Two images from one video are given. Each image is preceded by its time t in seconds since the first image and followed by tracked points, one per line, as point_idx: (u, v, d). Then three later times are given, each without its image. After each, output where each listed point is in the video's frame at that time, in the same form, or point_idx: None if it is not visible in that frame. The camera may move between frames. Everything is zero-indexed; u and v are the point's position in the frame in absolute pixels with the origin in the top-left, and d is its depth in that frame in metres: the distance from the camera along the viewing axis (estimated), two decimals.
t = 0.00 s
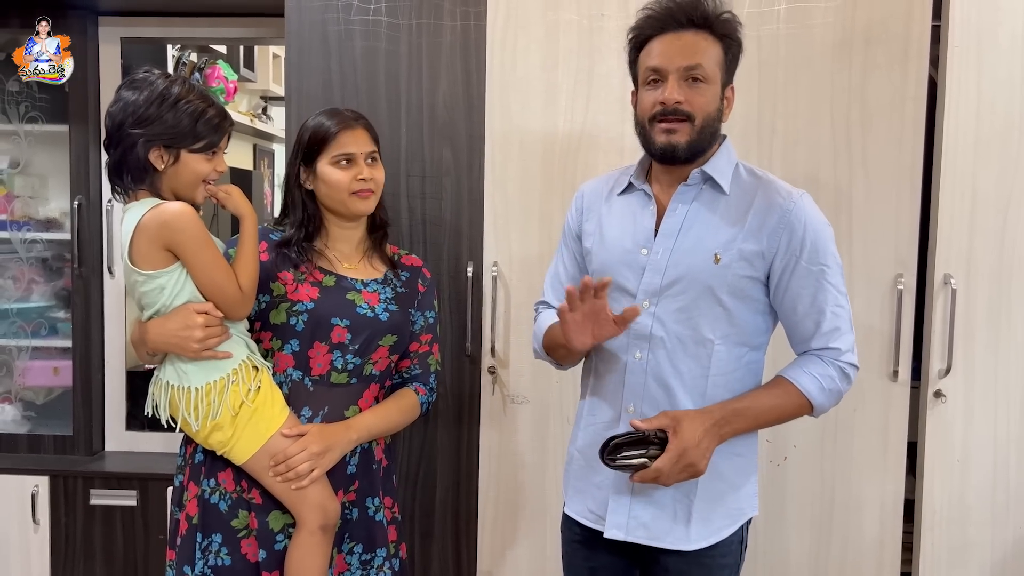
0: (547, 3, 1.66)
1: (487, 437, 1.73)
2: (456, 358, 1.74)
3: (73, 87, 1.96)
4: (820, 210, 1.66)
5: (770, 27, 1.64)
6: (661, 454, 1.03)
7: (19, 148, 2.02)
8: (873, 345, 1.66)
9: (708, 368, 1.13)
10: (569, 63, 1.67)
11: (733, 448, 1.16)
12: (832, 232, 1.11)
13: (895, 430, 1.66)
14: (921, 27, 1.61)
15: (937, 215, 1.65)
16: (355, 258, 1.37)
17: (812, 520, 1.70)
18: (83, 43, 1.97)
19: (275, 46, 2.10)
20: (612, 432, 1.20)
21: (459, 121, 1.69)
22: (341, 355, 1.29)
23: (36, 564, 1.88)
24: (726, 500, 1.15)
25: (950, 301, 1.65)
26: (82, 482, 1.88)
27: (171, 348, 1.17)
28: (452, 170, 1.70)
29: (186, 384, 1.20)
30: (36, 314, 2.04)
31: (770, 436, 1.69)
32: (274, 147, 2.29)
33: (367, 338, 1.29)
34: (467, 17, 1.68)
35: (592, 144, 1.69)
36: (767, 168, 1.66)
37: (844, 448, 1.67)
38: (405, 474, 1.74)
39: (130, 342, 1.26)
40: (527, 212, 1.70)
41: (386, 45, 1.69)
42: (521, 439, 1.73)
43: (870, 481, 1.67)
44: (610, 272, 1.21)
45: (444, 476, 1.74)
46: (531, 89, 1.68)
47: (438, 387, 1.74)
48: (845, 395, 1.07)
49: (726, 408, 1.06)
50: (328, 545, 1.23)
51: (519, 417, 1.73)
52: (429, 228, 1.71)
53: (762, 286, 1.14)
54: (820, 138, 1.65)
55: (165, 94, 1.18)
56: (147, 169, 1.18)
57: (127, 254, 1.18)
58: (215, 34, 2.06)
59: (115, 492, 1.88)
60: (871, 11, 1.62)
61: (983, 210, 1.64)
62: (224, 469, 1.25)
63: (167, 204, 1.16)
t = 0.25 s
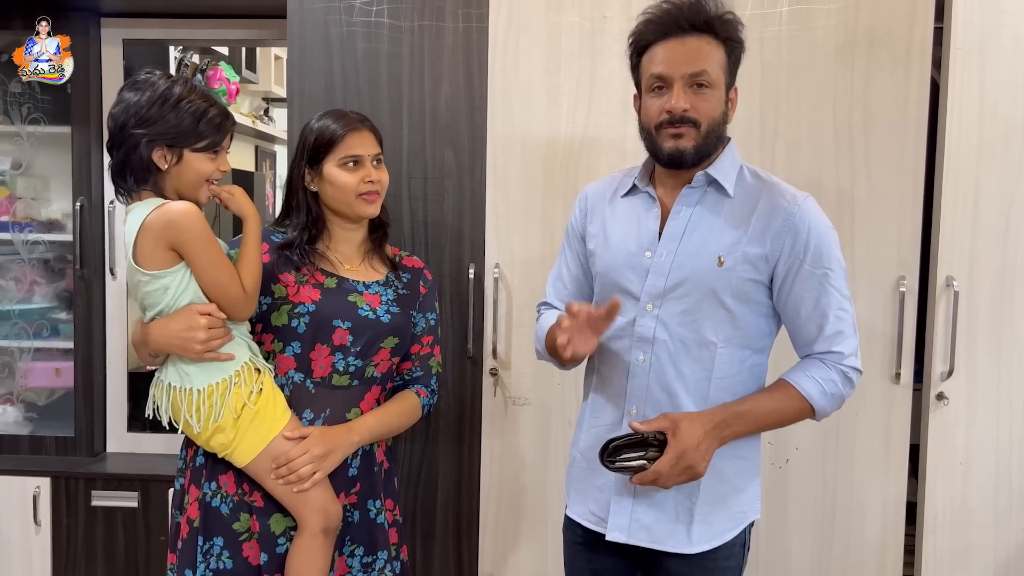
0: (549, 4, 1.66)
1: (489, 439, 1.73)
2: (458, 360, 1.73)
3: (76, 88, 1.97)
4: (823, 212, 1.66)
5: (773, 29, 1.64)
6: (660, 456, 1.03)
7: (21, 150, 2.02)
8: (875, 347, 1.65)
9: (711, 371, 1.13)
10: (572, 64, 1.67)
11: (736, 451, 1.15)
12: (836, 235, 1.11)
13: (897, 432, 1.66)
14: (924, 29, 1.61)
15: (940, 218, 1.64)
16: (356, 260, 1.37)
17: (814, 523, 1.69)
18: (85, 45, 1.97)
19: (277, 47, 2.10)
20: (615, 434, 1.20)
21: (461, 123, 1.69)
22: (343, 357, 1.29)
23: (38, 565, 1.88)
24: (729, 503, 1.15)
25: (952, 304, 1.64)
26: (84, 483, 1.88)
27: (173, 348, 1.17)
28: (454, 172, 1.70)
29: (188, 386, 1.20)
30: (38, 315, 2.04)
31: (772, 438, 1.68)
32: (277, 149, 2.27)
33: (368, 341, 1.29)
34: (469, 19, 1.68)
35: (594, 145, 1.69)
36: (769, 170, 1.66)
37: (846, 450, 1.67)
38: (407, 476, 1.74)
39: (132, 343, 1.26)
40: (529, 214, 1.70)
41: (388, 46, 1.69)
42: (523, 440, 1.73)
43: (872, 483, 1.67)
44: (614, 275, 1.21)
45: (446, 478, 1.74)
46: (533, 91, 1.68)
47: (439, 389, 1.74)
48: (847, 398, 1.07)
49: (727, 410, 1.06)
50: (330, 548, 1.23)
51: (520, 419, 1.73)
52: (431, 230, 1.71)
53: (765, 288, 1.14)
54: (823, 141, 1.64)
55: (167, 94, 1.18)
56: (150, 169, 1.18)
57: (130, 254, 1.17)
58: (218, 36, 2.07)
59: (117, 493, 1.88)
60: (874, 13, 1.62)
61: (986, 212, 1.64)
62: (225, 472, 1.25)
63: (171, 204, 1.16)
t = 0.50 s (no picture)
0: (551, 7, 1.67)
1: (490, 441, 1.73)
2: (460, 362, 1.73)
3: (79, 90, 1.97)
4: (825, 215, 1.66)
5: (775, 31, 1.64)
6: (667, 465, 1.02)
7: (24, 152, 2.03)
8: (877, 350, 1.65)
9: (714, 374, 1.13)
10: (573, 67, 1.67)
11: (740, 454, 1.15)
12: (838, 238, 1.11)
13: (899, 435, 1.66)
14: (926, 32, 1.61)
15: (941, 220, 1.64)
16: (358, 263, 1.37)
17: (816, 526, 1.69)
18: (88, 47, 1.98)
19: (279, 49, 2.10)
20: (619, 438, 1.20)
21: (463, 125, 1.70)
22: (345, 360, 1.29)
23: (40, 566, 1.88)
24: (732, 505, 1.15)
25: (954, 306, 1.64)
26: (86, 485, 1.88)
27: (176, 349, 1.17)
28: (456, 174, 1.70)
29: (191, 388, 1.20)
30: (41, 317, 2.04)
31: (773, 441, 1.68)
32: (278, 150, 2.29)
33: (370, 343, 1.29)
34: (471, 22, 1.68)
35: (596, 148, 1.69)
36: (771, 173, 1.66)
37: (848, 453, 1.67)
38: (409, 478, 1.74)
39: (134, 344, 1.27)
40: (530, 216, 1.70)
41: (391, 49, 1.69)
42: (524, 443, 1.73)
43: (874, 486, 1.67)
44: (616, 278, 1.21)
45: (447, 480, 1.74)
46: (535, 93, 1.68)
47: (441, 392, 1.74)
48: (851, 401, 1.07)
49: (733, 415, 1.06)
50: (333, 551, 1.23)
51: (522, 421, 1.73)
52: (433, 232, 1.71)
53: (768, 291, 1.14)
54: (825, 144, 1.65)
55: (175, 94, 1.18)
56: (158, 168, 1.18)
57: (136, 255, 1.17)
58: (221, 38, 2.06)
59: (118, 495, 1.88)
60: (876, 16, 1.62)
61: (988, 215, 1.64)
62: (226, 475, 1.25)
63: (178, 205, 1.16)
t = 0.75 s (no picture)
0: (553, 10, 1.67)
1: (492, 444, 1.73)
2: (462, 365, 1.74)
3: (83, 94, 1.98)
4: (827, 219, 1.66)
5: (776, 35, 1.64)
6: (666, 466, 1.03)
7: (28, 155, 2.03)
8: (879, 354, 1.65)
9: (716, 378, 1.13)
10: (576, 70, 1.68)
11: (741, 457, 1.15)
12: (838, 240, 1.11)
13: (902, 439, 1.65)
14: (928, 35, 1.61)
15: (944, 224, 1.64)
16: (362, 267, 1.37)
17: (818, 529, 1.69)
18: (92, 50, 1.98)
19: (282, 53, 2.11)
20: (621, 442, 1.19)
21: (466, 129, 1.70)
22: (348, 365, 1.29)
23: (42, 569, 1.88)
24: (734, 509, 1.15)
25: (956, 310, 1.64)
26: (88, 488, 1.88)
27: (183, 354, 1.17)
28: (458, 177, 1.70)
29: (196, 392, 1.21)
30: (44, 319, 2.05)
31: (775, 445, 1.68)
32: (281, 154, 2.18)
33: (374, 348, 1.30)
34: (474, 25, 1.69)
35: (598, 151, 1.69)
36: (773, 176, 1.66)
37: (850, 457, 1.67)
38: (411, 482, 1.74)
39: (139, 347, 1.27)
40: (533, 219, 1.70)
41: (393, 53, 1.69)
42: (526, 446, 1.73)
43: (876, 490, 1.67)
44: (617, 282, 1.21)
45: (449, 483, 1.74)
46: (537, 97, 1.68)
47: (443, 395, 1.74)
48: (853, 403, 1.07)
49: (737, 418, 1.06)
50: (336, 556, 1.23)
51: (524, 424, 1.73)
52: (435, 235, 1.71)
53: (769, 294, 1.14)
54: (827, 148, 1.65)
55: (186, 98, 1.18)
56: (168, 171, 1.19)
57: (144, 260, 1.18)
58: (224, 42, 2.08)
59: (121, 497, 1.88)
60: (878, 20, 1.62)
61: (990, 219, 1.64)
62: (230, 480, 1.25)
63: (188, 211, 1.17)
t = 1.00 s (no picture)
0: (558, 17, 1.68)
1: (496, 449, 1.73)
2: (465, 370, 1.74)
3: (89, 99, 1.99)
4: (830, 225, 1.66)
5: (780, 42, 1.65)
6: (664, 465, 1.03)
7: (33, 159, 2.04)
8: (883, 360, 1.65)
9: (718, 383, 1.13)
10: (580, 77, 1.68)
11: (743, 462, 1.15)
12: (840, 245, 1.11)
13: (905, 445, 1.66)
14: (931, 43, 1.62)
15: (947, 230, 1.65)
16: (370, 274, 1.37)
17: (822, 535, 1.69)
18: (98, 55, 1.99)
19: (286, 58, 2.13)
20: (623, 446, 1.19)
21: (470, 135, 1.70)
22: (357, 371, 1.30)
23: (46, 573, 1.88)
24: (735, 515, 1.15)
25: (960, 316, 1.65)
26: (92, 492, 1.89)
27: (194, 360, 1.18)
28: (462, 183, 1.71)
29: (206, 397, 1.21)
30: (49, 323, 2.05)
31: (779, 450, 1.69)
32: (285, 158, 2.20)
33: (383, 355, 1.31)
34: (478, 32, 1.69)
35: (602, 157, 1.70)
36: (777, 183, 1.67)
37: (854, 462, 1.67)
38: (415, 487, 1.74)
39: (149, 352, 1.27)
40: (537, 225, 1.71)
41: (398, 59, 1.70)
42: (529, 451, 1.73)
43: (880, 495, 1.67)
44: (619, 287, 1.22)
45: (452, 488, 1.74)
46: (541, 103, 1.69)
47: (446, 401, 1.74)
48: (855, 408, 1.07)
49: (737, 420, 1.06)
50: (342, 562, 1.23)
51: (528, 430, 1.73)
52: (439, 241, 1.72)
53: (770, 299, 1.14)
54: (830, 154, 1.65)
55: (201, 106, 1.19)
56: (181, 178, 1.19)
57: (155, 266, 1.18)
58: (229, 47, 2.09)
59: (125, 502, 1.89)
60: (881, 27, 1.63)
61: (993, 225, 1.64)
62: (237, 485, 1.26)
63: (200, 218, 1.17)
